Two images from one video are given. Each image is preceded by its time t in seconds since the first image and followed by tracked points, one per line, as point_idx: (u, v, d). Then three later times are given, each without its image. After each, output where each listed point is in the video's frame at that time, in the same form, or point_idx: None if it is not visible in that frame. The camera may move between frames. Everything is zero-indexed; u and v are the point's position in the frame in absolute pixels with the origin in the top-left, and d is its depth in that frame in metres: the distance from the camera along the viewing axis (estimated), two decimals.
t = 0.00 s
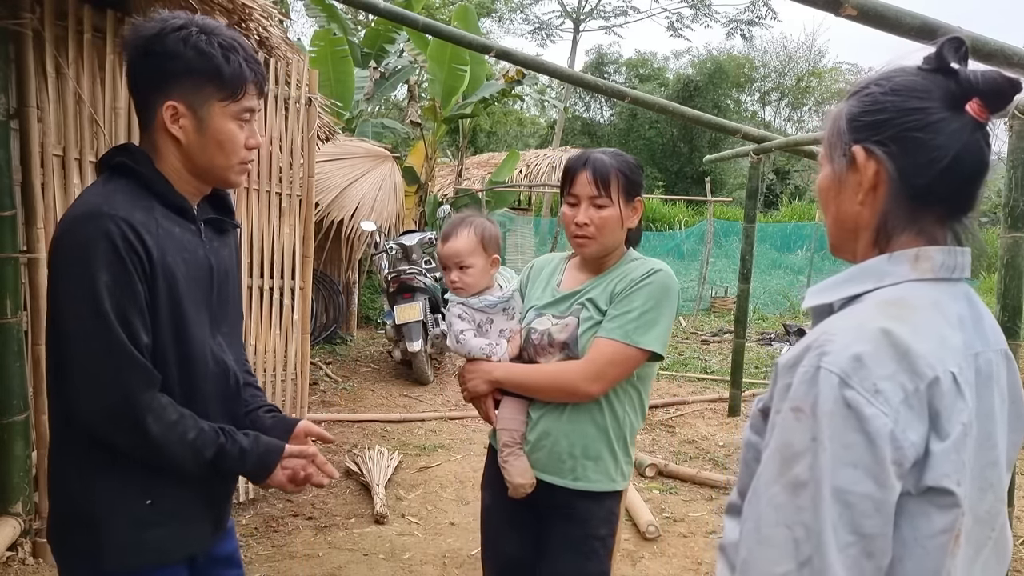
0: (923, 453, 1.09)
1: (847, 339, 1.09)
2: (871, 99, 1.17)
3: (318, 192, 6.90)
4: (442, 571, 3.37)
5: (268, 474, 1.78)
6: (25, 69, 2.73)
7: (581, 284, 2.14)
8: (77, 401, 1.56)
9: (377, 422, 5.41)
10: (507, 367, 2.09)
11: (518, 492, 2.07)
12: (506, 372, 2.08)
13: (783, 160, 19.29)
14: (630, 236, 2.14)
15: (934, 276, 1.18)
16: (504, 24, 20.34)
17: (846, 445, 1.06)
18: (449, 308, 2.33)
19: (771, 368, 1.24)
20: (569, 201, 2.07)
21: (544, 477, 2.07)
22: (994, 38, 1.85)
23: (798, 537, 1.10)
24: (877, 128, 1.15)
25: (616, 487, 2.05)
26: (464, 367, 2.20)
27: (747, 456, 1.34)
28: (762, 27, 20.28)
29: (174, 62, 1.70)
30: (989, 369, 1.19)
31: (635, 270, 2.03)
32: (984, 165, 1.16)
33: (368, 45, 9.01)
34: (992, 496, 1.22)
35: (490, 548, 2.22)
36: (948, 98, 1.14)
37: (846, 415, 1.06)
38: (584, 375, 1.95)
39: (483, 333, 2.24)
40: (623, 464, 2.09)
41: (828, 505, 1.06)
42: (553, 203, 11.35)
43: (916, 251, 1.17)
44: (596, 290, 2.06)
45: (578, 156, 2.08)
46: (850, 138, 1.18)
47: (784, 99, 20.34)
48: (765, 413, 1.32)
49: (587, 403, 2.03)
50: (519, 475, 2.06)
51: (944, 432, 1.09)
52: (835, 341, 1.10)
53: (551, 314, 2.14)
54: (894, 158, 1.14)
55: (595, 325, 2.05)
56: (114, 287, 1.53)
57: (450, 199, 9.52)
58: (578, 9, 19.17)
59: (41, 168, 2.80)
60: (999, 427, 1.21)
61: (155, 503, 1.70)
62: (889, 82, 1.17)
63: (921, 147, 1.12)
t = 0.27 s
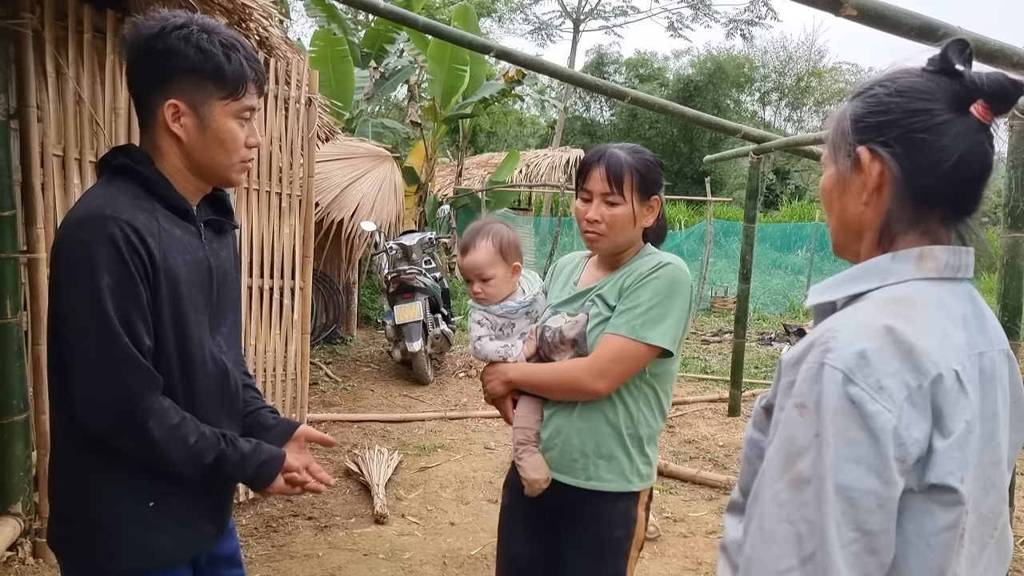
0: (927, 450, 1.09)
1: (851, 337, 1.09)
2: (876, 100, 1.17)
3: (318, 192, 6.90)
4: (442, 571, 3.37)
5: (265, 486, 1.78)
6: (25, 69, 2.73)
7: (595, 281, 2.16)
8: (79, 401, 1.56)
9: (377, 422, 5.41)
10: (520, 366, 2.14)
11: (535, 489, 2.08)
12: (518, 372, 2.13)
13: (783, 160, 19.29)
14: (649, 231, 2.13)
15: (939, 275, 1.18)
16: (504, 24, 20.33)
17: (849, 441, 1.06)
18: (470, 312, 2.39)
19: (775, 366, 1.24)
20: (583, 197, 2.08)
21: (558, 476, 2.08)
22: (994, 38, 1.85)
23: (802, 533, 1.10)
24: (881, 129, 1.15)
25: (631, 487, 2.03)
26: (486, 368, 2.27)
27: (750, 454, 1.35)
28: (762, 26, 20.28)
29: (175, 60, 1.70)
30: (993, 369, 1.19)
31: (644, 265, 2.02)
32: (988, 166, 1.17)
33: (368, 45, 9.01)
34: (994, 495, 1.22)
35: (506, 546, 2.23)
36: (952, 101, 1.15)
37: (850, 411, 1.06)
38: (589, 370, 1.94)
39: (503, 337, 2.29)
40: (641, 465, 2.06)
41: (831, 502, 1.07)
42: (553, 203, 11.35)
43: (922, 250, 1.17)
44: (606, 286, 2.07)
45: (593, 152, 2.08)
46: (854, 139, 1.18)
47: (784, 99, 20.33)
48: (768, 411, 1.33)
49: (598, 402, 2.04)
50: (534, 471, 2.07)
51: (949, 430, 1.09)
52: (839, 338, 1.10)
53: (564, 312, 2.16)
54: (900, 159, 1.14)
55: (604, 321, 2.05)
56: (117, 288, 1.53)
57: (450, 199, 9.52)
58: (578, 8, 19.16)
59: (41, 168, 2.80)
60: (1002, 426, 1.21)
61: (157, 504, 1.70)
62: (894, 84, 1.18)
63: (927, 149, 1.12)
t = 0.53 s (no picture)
0: (927, 445, 1.09)
1: (853, 331, 1.10)
2: (878, 101, 1.17)
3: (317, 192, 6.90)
4: (442, 571, 3.37)
5: (274, 482, 1.78)
6: (25, 69, 2.72)
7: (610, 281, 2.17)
8: (79, 399, 1.56)
9: (377, 422, 5.42)
10: (529, 360, 2.17)
11: (536, 483, 2.09)
12: (527, 366, 2.16)
13: (783, 160, 19.29)
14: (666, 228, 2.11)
15: (939, 273, 1.18)
16: (504, 24, 20.32)
17: (850, 435, 1.06)
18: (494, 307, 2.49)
19: (776, 362, 1.24)
20: (595, 198, 2.08)
21: (560, 474, 2.10)
22: (994, 38, 1.86)
23: (803, 527, 1.09)
24: (881, 130, 1.15)
25: (632, 491, 2.02)
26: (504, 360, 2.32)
27: (751, 451, 1.35)
28: (762, 26, 20.27)
29: (175, 58, 1.70)
30: (993, 367, 1.19)
31: (648, 266, 2.01)
32: (987, 168, 1.17)
33: (368, 45, 9.01)
34: (995, 493, 1.22)
35: (507, 536, 2.24)
36: (952, 103, 1.15)
37: (852, 405, 1.06)
38: (587, 370, 1.96)
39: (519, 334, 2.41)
40: (646, 469, 2.04)
41: (832, 496, 1.06)
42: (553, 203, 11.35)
43: (922, 248, 1.17)
44: (612, 287, 2.07)
45: (604, 152, 2.08)
46: (855, 139, 1.18)
47: (784, 99, 20.33)
48: (769, 406, 1.32)
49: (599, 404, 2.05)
50: (537, 464, 2.10)
51: (948, 425, 1.09)
52: (841, 333, 1.10)
53: (578, 311, 2.19)
54: (900, 160, 1.14)
55: (607, 322, 2.06)
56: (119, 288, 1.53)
57: (450, 199, 9.53)
58: (579, 8, 19.14)
59: (41, 168, 2.80)
60: (1002, 423, 1.21)
61: (158, 504, 1.70)
62: (895, 86, 1.18)
63: (927, 150, 1.12)
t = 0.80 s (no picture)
0: (924, 438, 1.09)
1: (849, 326, 1.10)
2: (877, 101, 1.17)
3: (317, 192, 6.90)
4: (442, 571, 3.37)
5: (273, 477, 1.82)
6: (25, 69, 2.72)
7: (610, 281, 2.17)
8: (79, 397, 1.55)
9: (377, 422, 5.42)
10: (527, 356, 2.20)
11: (531, 478, 2.14)
12: (524, 362, 2.19)
13: (783, 160, 19.30)
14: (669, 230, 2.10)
15: (935, 271, 1.17)
16: (503, 24, 20.32)
17: (847, 429, 1.06)
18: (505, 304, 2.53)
19: (774, 359, 1.24)
20: (597, 201, 2.07)
21: (555, 473, 2.12)
22: (994, 38, 1.86)
23: (802, 521, 1.09)
24: (879, 129, 1.15)
25: (625, 491, 2.01)
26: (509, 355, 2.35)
27: (749, 447, 1.34)
28: (762, 27, 20.27)
29: (174, 58, 1.70)
30: (988, 365, 1.19)
31: (643, 269, 2.00)
32: (982, 170, 1.17)
33: (368, 45, 9.01)
34: (991, 489, 1.22)
35: (508, 532, 2.25)
36: (950, 104, 1.15)
37: (849, 399, 1.06)
38: (578, 371, 1.97)
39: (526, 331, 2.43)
40: (640, 470, 2.02)
41: (830, 489, 1.06)
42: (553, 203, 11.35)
43: (917, 246, 1.17)
44: (608, 289, 2.08)
45: (608, 155, 2.06)
46: (854, 137, 1.18)
47: (784, 99, 20.34)
48: (767, 404, 1.32)
49: (593, 403, 2.05)
50: (532, 460, 2.13)
51: (945, 418, 1.09)
52: (838, 328, 1.10)
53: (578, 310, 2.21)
54: (896, 160, 1.14)
55: (601, 323, 2.06)
56: (119, 287, 1.53)
57: (450, 199, 9.53)
58: (579, 8, 19.14)
59: (41, 168, 2.80)
60: (997, 420, 1.21)
61: (160, 502, 1.70)
62: (894, 86, 1.18)
63: (923, 150, 1.12)
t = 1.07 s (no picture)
0: (919, 432, 1.09)
1: (845, 322, 1.10)
2: (875, 100, 1.17)
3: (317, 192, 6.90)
4: (442, 571, 3.37)
5: (266, 475, 1.82)
6: (25, 69, 2.73)
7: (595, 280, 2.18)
8: (76, 396, 1.56)
9: (377, 422, 5.42)
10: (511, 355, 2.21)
11: (519, 476, 2.15)
12: (509, 361, 2.20)
13: (783, 160, 19.30)
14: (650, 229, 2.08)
15: (929, 268, 1.17)
16: (503, 24, 20.32)
17: (843, 424, 1.06)
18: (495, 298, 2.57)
19: (770, 356, 1.24)
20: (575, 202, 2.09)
21: (542, 470, 2.12)
22: (994, 38, 1.86)
23: (798, 515, 1.09)
24: (876, 128, 1.15)
25: (610, 487, 2.01)
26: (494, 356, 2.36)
27: (746, 445, 1.35)
28: (762, 26, 20.27)
29: (172, 58, 1.70)
30: (983, 363, 1.19)
31: (628, 268, 2.00)
32: (977, 172, 1.16)
33: (368, 45, 9.01)
34: (986, 486, 1.21)
35: (503, 535, 2.26)
36: (947, 105, 1.15)
37: (844, 394, 1.07)
38: (566, 369, 1.98)
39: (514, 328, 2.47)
40: (625, 465, 2.03)
41: (826, 484, 1.06)
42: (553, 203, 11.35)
43: (912, 243, 1.17)
44: (594, 287, 2.08)
45: (584, 156, 2.07)
46: (852, 136, 1.18)
47: (784, 99, 20.34)
48: (764, 401, 1.33)
49: (578, 400, 2.05)
50: (519, 459, 2.15)
51: (940, 412, 1.09)
52: (833, 324, 1.11)
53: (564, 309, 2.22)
54: (891, 158, 1.14)
55: (588, 320, 2.06)
56: (116, 287, 1.53)
57: (450, 199, 9.53)
58: (579, 8, 19.13)
59: (41, 168, 2.80)
60: (992, 417, 1.21)
61: (157, 501, 1.70)
62: (893, 87, 1.18)
63: (918, 149, 1.13)
